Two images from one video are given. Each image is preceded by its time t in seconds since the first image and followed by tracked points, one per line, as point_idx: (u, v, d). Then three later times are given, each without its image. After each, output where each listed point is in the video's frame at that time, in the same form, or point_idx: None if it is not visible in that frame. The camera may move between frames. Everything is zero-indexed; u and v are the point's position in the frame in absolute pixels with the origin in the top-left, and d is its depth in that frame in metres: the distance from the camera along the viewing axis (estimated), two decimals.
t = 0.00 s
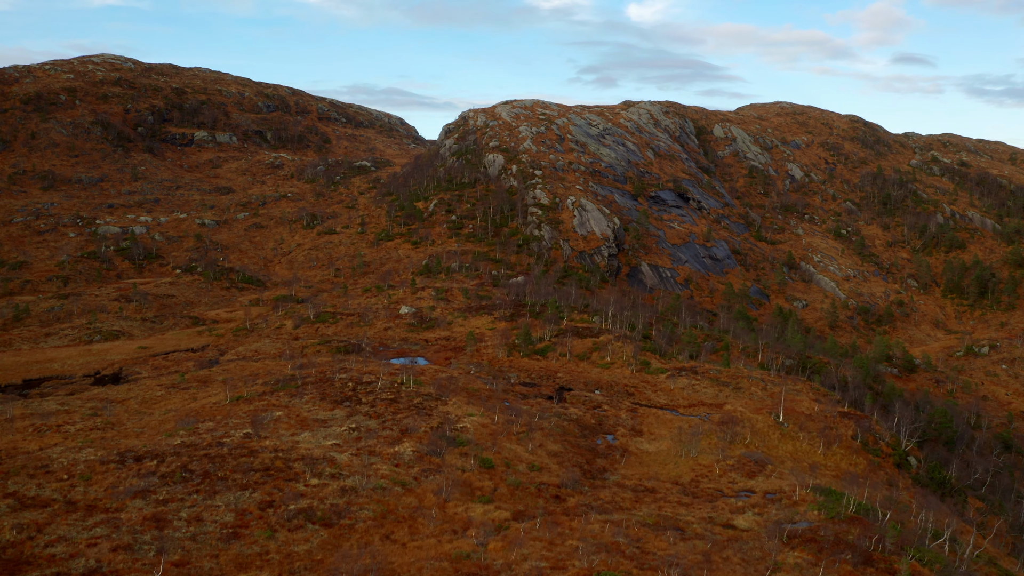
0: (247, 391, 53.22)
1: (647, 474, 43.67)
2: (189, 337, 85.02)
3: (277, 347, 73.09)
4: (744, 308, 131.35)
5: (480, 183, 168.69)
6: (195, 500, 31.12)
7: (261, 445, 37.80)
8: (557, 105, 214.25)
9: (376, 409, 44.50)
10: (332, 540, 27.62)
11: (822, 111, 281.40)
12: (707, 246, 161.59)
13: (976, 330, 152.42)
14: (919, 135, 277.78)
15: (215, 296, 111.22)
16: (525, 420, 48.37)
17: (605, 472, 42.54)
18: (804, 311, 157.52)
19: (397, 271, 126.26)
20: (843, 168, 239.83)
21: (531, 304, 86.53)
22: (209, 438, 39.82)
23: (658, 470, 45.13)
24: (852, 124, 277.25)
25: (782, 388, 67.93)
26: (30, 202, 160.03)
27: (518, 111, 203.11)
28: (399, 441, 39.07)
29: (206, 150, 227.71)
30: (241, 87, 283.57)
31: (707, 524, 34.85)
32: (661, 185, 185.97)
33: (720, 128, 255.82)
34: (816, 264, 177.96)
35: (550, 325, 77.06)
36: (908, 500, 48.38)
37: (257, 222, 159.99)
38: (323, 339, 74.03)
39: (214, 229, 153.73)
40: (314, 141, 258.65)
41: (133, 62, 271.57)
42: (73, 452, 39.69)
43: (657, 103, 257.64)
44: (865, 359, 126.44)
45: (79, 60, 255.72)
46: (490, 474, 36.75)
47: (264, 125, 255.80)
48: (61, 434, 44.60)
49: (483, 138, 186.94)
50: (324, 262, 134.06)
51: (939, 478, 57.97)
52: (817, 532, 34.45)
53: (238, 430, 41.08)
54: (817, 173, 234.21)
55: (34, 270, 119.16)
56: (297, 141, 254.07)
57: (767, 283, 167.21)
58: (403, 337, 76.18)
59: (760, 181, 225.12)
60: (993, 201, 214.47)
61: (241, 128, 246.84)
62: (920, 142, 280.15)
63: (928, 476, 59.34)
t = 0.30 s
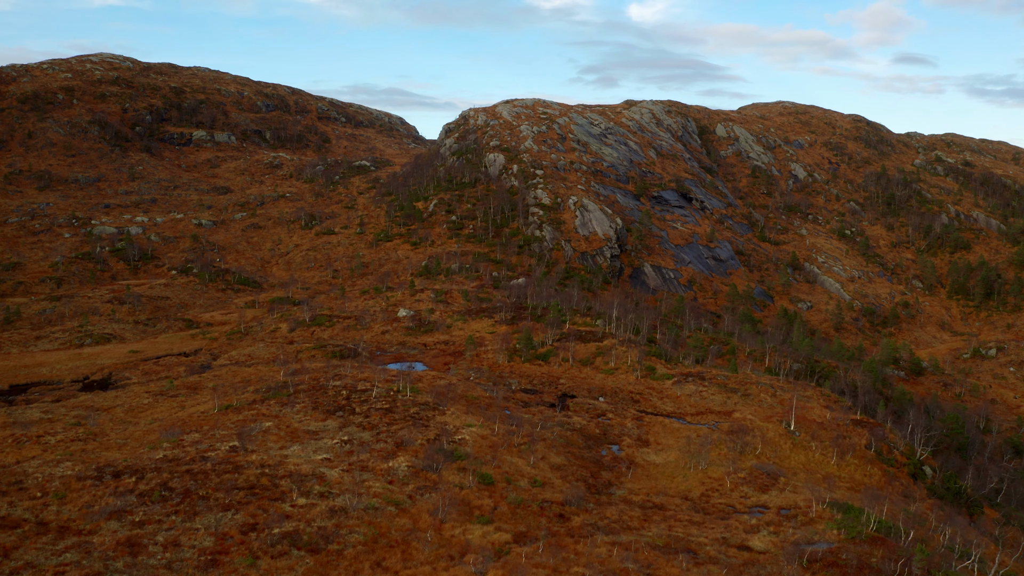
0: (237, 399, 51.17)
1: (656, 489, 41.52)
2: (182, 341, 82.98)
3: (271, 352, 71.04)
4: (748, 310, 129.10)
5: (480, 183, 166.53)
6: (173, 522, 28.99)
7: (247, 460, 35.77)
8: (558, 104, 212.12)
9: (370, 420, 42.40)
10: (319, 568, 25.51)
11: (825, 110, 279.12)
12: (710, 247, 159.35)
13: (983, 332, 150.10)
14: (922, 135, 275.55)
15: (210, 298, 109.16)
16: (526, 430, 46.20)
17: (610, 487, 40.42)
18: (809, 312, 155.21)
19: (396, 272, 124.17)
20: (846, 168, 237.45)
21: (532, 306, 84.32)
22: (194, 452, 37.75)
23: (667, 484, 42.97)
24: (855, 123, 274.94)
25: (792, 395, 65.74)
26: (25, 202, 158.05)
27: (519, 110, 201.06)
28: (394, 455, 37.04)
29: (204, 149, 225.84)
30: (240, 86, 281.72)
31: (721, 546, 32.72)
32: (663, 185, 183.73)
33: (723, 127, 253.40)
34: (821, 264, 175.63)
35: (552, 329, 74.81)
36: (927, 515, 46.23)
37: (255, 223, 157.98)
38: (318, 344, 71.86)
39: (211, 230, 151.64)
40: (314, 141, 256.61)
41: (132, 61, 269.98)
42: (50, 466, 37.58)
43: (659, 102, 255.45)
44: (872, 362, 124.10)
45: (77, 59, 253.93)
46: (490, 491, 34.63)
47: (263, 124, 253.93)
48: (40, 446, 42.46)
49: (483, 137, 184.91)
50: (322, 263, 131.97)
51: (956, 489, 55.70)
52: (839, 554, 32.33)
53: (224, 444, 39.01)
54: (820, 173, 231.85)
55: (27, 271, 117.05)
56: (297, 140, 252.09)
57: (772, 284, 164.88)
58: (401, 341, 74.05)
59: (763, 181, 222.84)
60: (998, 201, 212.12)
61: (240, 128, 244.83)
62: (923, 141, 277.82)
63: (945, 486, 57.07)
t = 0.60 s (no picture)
0: (226, 408, 49.11)
1: (665, 506, 39.29)
2: (174, 345, 80.94)
3: (265, 357, 69.02)
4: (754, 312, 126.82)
5: (481, 183, 164.35)
6: (148, 548, 26.75)
7: (231, 477, 33.72)
8: (560, 103, 209.98)
9: (363, 432, 40.30)
10: None
11: (828, 110, 276.66)
12: (713, 248, 157.05)
13: (989, 333, 147.70)
14: (926, 135, 273.01)
15: (205, 300, 107.16)
16: (527, 442, 44.06)
17: (616, 504, 38.22)
18: (814, 314, 152.87)
19: (395, 274, 122.10)
20: (850, 168, 235.02)
21: (534, 309, 82.14)
22: (176, 469, 35.62)
23: (677, 500, 40.77)
24: (858, 123, 272.46)
25: (803, 402, 63.56)
26: (20, 202, 156.12)
27: (520, 109, 198.96)
28: (387, 470, 34.96)
29: (202, 149, 223.93)
30: (239, 85, 279.74)
31: (737, 570, 30.52)
32: (666, 185, 181.44)
33: (726, 126, 250.92)
34: (825, 265, 173.25)
35: (555, 333, 72.53)
36: (947, 531, 44.06)
37: (253, 223, 155.97)
38: (313, 348, 69.84)
39: (208, 230, 149.56)
40: (313, 140, 254.56)
41: (131, 60, 268.30)
42: (24, 481, 35.32)
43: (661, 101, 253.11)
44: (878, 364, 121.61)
45: (76, 59, 252.14)
46: (490, 512, 32.45)
47: (262, 123, 251.99)
48: (16, 458, 40.24)
49: (484, 136, 182.88)
50: (320, 264, 129.88)
51: (974, 500, 53.30)
52: None
53: (208, 459, 36.95)
54: (824, 173, 229.37)
55: (19, 272, 114.95)
56: (296, 140, 250.17)
57: (776, 285, 162.57)
58: (398, 345, 71.90)
59: (766, 181, 220.43)
60: (1003, 202, 209.64)
61: (239, 127, 242.79)
62: (927, 141, 275.22)
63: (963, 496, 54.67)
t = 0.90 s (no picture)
0: (213, 417, 46.99)
1: (675, 524, 37.13)
2: (166, 349, 78.91)
3: (258, 361, 66.96)
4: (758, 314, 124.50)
5: (481, 183, 162.25)
6: None
7: (213, 497, 31.60)
8: (561, 102, 207.92)
9: (355, 445, 38.24)
10: None
11: (831, 109, 274.23)
12: (717, 248, 154.80)
13: (997, 335, 145.21)
14: (929, 134, 270.48)
15: (199, 302, 105.11)
16: (529, 454, 41.88)
17: (623, 522, 36.02)
18: (819, 315, 150.50)
19: (393, 275, 120.04)
20: (853, 168, 232.57)
21: (536, 312, 79.99)
22: (156, 487, 33.48)
23: (687, 516, 38.62)
24: (862, 122, 270.00)
25: (815, 410, 61.36)
26: (15, 202, 154.25)
27: (521, 108, 196.94)
28: (379, 488, 32.78)
29: (201, 148, 222.01)
30: (238, 84, 277.87)
31: None
32: (669, 184, 179.28)
33: (728, 126, 248.47)
34: (830, 266, 170.92)
35: (557, 337, 70.35)
36: (971, 548, 41.83)
37: (250, 223, 153.90)
38: (307, 353, 67.75)
39: (204, 230, 147.57)
40: (312, 140, 252.62)
41: (129, 59, 266.60)
42: None
43: (664, 100, 250.80)
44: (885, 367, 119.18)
45: (74, 57, 250.47)
46: (490, 534, 30.27)
47: (261, 123, 250.11)
48: None
49: (484, 136, 180.80)
50: (318, 265, 127.79)
51: (994, 514, 50.86)
52: None
53: (191, 476, 34.82)
54: (828, 173, 226.94)
55: (11, 273, 112.95)
56: (295, 139, 248.23)
57: (780, 286, 160.23)
58: (396, 350, 69.76)
59: (770, 180, 218.06)
60: (1008, 202, 207.14)
61: (237, 127, 240.80)
62: (931, 141, 272.56)
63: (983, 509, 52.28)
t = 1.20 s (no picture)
0: (199, 428, 44.85)
1: (686, 544, 34.81)
2: (158, 353, 76.78)
3: (250, 367, 64.81)
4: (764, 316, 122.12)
5: (481, 182, 160.10)
6: None
7: (191, 519, 29.41)
8: (562, 101, 205.68)
9: (347, 461, 36.09)
10: None
11: (834, 108, 271.80)
12: (721, 249, 152.42)
13: (1004, 337, 142.75)
14: (933, 134, 267.96)
15: (193, 304, 102.98)
16: (531, 469, 39.60)
17: (631, 544, 33.69)
18: (824, 317, 148.06)
19: (391, 277, 117.88)
20: (857, 167, 230.04)
21: (537, 315, 77.66)
22: (132, 508, 31.23)
23: (699, 536, 36.28)
24: (865, 122, 267.45)
25: (827, 419, 59.07)
26: (9, 202, 152.23)
27: (521, 107, 194.74)
28: (370, 510, 30.61)
29: (199, 148, 220.00)
30: (237, 83, 275.86)
31: None
32: (671, 184, 176.99)
33: (731, 125, 246.07)
34: (834, 267, 168.51)
35: (559, 342, 68.03)
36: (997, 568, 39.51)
37: (247, 223, 151.75)
38: (301, 358, 65.70)
39: (201, 231, 145.51)
40: (312, 139, 250.53)
41: (128, 58, 264.64)
42: None
43: (666, 99, 248.50)
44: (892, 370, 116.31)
45: (72, 56, 248.55)
46: (489, 560, 27.99)
47: (260, 122, 248.04)
48: None
49: (485, 135, 178.59)
50: (315, 267, 125.59)
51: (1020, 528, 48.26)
52: None
53: (170, 495, 32.58)
54: (831, 172, 224.48)
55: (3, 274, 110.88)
56: (294, 138, 246.31)
57: (785, 288, 157.82)
58: (392, 355, 67.55)
59: (773, 180, 215.66)
60: (1014, 202, 204.63)
61: (236, 126, 238.65)
62: (934, 140, 270.03)
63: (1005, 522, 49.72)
